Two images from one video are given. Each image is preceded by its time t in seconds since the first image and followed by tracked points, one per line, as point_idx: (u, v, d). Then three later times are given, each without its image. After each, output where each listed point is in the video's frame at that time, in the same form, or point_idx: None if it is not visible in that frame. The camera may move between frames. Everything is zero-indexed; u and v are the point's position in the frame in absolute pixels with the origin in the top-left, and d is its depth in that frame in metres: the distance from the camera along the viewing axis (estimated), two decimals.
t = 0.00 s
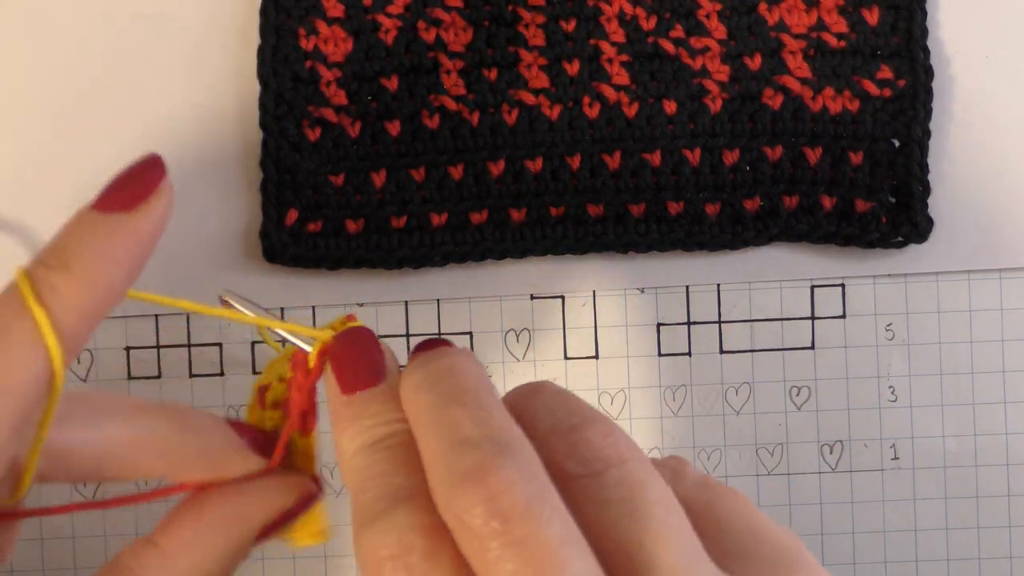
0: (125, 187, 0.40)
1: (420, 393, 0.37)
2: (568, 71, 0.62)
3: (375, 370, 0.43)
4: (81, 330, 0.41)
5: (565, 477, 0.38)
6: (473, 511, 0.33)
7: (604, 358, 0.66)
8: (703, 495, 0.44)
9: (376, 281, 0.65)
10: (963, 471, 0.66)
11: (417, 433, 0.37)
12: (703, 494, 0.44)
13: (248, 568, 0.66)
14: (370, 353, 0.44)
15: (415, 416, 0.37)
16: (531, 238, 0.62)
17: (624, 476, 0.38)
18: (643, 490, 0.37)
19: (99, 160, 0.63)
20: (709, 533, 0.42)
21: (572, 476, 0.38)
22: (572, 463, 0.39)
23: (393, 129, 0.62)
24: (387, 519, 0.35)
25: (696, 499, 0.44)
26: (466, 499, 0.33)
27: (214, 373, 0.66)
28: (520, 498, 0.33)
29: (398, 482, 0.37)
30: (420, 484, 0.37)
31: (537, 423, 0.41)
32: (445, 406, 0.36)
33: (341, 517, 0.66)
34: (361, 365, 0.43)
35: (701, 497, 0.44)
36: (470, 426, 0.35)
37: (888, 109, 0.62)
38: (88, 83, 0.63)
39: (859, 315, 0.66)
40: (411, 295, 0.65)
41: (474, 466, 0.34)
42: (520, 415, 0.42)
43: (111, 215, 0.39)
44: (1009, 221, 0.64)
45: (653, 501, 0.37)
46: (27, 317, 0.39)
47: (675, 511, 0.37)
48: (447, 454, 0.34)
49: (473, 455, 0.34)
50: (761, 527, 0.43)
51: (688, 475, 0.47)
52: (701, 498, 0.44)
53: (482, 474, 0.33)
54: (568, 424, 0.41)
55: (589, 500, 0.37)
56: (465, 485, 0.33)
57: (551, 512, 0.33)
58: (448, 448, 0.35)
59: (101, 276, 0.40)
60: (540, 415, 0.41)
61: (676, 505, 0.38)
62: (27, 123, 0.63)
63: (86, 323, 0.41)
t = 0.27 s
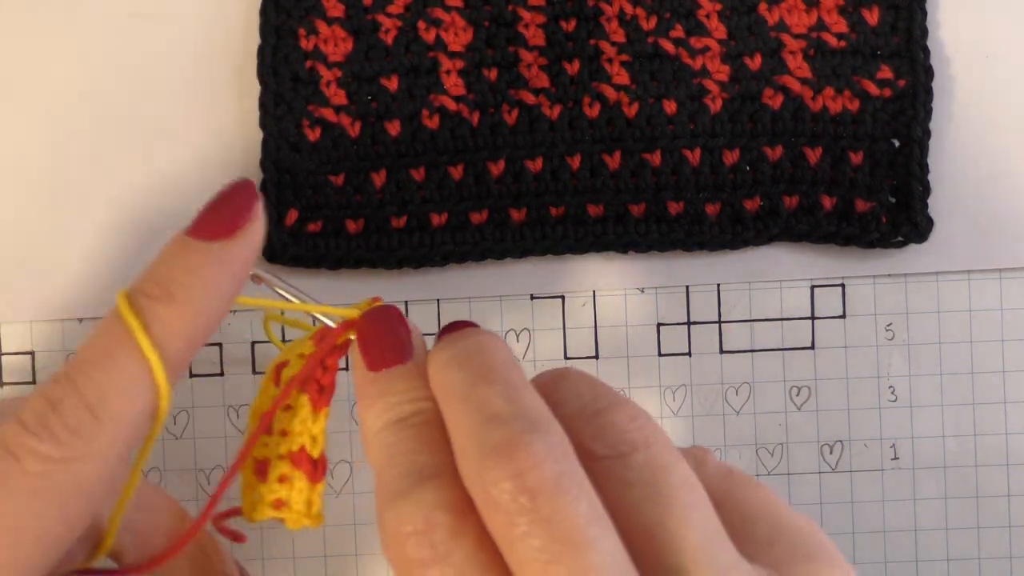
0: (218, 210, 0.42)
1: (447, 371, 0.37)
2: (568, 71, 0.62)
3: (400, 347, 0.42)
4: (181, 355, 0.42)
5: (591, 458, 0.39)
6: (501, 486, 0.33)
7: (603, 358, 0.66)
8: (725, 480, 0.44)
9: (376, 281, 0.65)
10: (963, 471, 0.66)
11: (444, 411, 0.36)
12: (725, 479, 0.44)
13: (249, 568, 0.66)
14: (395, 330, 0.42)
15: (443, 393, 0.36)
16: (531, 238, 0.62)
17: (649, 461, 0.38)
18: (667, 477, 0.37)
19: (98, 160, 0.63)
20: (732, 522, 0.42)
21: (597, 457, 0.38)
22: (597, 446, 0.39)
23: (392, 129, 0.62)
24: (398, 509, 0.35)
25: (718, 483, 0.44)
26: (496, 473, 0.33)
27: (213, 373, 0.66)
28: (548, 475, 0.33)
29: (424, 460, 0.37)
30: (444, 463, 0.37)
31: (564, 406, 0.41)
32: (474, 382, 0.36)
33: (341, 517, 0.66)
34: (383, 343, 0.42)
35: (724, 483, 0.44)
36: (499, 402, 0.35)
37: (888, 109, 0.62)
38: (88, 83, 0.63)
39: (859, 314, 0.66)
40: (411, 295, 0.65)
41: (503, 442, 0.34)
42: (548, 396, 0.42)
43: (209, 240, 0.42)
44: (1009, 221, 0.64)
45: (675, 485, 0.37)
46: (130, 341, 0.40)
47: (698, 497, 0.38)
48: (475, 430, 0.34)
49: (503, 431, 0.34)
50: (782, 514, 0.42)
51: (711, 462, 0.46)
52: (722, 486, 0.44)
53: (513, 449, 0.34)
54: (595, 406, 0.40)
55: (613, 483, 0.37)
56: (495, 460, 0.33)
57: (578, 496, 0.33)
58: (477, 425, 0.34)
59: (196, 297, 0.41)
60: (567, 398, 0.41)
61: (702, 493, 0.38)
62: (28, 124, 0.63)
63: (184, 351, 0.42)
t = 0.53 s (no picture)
0: (198, 266, 0.36)
1: (449, 373, 0.37)
2: (568, 71, 0.62)
3: (404, 349, 0.41)
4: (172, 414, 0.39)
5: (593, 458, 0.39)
6: (499, 491, 0.33)
7: (603, 358, 0.66)
8: (729, 482, 0.44)
9: (376, 281, 0.65)
10: (963, 471, 0.66)
11: (444, 414, 0.36)
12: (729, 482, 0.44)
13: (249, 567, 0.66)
14: (398, 330, 0.41)
15: (444, 395, 0.36)
16: (531, 238, 0.62)
17: (652, 462, 0.38)
18: (668, 479, 0.37)
19: (98, 161, 0.63)
20: (733, 525, 0.42)
21: (600, 457, 0.39)
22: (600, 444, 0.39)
23: (392, 129, 0.62)
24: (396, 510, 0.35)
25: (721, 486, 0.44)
26: (494, 478, 0.33)
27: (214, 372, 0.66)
28: (548, 480, 0.33)
29: (424, 461, 0.37)
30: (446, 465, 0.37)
31: (567, 408, 0.41)
32: (475, 386, 0.36)
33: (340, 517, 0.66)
34: (385, 344, 0.41)
35: (726, 486, 0.44)
36: (500, 406, 0.35)
37: (888, 109, 0.62)
38: (88, 82, 0.63)
39: (859, 314, 0.66)
40: (411, 295, 0.65)
41: (503, 447, 0.34)
42: (551, 398, 0.42)
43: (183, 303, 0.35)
44: (1009, 221, 0.64)
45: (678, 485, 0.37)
46: (111, 402, 0.37)
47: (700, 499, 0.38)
48: (474, 435, 0.34)
49: (503, 437, 0.34)
50: (785, 516, 0.42)
51: (713, 466, 0.46)
52: (724, 490, 0.43)
53: (512, 454, 0.34)
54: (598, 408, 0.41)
55: (614, 484, 0.38)
56: (494, 464, 0.33)
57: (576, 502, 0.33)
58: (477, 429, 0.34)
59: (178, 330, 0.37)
60: (572, 399, 0.41)
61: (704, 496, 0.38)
62: (27, 124, 0.63)
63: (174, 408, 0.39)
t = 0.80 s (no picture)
0: (141, 240, 0.34)
1: (431, 380, 0.37)
2: (568, 71, 0.62)
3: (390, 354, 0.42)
4: (143, 393, 0.37)
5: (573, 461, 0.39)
6: (480, 498, 0.33)
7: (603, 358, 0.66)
8: (711, 487, 0.44)
9: (376, 281, 0.65)
10: (963, 471, 0.66)
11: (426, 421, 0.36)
12: (711, 487, 0.44)
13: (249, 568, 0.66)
14: (384, 336, 0.43)
15: (425, 401, 0.37)
16: (531, 238, 0.62)
17: (635, 467, 0.38)
18: (651, 483, 0.37)
19: (98, 161, 0.63)
20: (715, 528, 0.42)
21: (584, 463, 0.39)
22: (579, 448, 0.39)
23: (392, 129, 0.62)
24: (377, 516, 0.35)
25: (704, 491, 0.44)
26: (476, 484, 0.33)
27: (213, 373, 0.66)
28: (530, 486, 0.33)
29: (406, 467, 0.36)
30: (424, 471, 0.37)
31: (550, 415, 0.41)
32: (459, 391, 0.36)
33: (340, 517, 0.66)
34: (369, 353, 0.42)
35: (708, 490, 0.44)
36: (483, 413, 0.35)
37: (888, 109, 0.62)
38: (88, 83, 0.63)
39: (859, 315, 0.66)
40: (411, 295, 0.65)
41: (485, 452, 0.34)
42: (535, 404, 0.42)
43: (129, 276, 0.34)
44: (1009, 221, 0.64)
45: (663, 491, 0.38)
46: (80, 391, 0.35)
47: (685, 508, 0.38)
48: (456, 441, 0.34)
49: (487, 441, 0.34)
50: (767, 520, 0.43)
51: (696, 471, 0.46)
52: (709, 494, 0.44)
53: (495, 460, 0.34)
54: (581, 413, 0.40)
55: (598, 489, 0.37)
56: (477, 470, 0.33)
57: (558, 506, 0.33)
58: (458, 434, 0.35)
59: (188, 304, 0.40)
60: (555, 405, 0.41)
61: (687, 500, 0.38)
62: (27, 123, 0.63)
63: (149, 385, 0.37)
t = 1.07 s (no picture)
0: (135, 279, 0.34)
1: (428, 365, 0.37)
2: (568, 72, 0.62)
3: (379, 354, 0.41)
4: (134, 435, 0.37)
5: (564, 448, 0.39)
6: (484, 473, 0.33)
7: (603, 358, 0.66)
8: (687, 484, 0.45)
9: (376, 281, 0.65)
10: (963, 470, 0.66)
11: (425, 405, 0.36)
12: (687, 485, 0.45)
13: (249, 568, 0.66)
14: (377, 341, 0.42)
15: (423, 387, 0.37)
16: (531, 238, 0.62)
17: (621, 456, 0.38)
18: (636, 472, 0.38)
19: (99, 161, 0.63)
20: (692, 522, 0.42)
21: (570, 452, 0.39)
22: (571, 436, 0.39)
23: (392, 129, 0.62)
24: (375, 501, 0.35)
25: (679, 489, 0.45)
26: (480, 461, 0.33)
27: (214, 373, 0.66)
28: (533, 465, 0.33)
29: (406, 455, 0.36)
30: (426, 461, 0.36)
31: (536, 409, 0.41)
32: (458, 375, 0.36)
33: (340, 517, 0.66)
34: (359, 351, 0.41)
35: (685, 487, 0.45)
36: (484, 394, 0.35)
37: (888, 109, 0.62)
38: (88, 83, 0.63)
39: (859, 314, 0.66)
40: (410, 295, 0.65)
41: (487, 430, 0.34)
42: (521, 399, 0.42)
43: (125, 317, 0.34)
44: (1009, 221, 0.64)
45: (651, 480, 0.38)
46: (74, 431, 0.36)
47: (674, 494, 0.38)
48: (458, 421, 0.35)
49: (489, 421, 0.34)
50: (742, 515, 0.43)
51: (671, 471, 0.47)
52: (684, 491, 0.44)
53: (496, 438, 0.34)
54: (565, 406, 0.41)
55: (585, 477, 0.38)
56: (480, 448, 0.33)
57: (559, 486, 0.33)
58: (460, 414, 0.35)
59: (221, 406, 0.49)
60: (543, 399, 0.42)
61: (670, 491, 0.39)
62: (28, 124, 0.63)
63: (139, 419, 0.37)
